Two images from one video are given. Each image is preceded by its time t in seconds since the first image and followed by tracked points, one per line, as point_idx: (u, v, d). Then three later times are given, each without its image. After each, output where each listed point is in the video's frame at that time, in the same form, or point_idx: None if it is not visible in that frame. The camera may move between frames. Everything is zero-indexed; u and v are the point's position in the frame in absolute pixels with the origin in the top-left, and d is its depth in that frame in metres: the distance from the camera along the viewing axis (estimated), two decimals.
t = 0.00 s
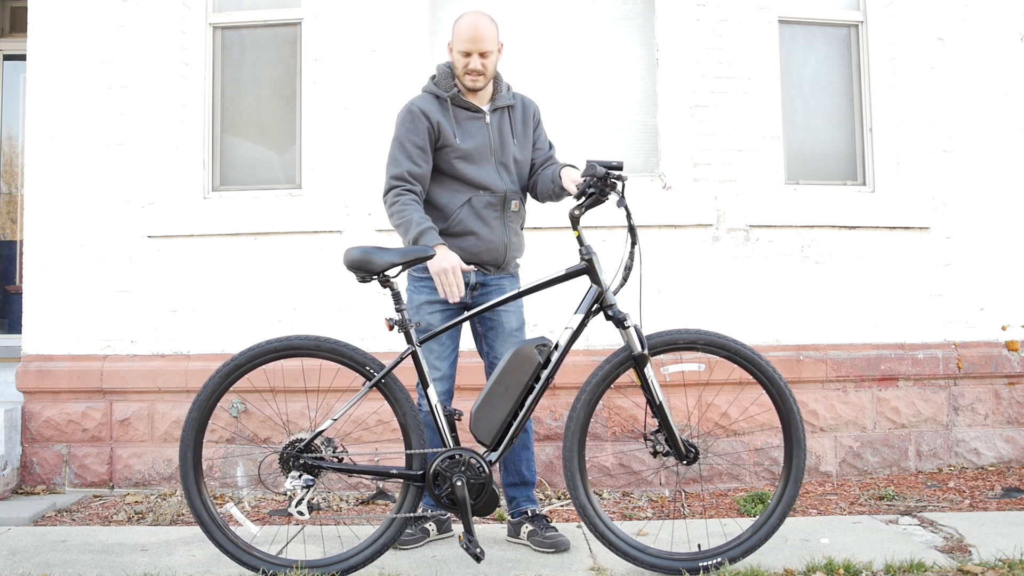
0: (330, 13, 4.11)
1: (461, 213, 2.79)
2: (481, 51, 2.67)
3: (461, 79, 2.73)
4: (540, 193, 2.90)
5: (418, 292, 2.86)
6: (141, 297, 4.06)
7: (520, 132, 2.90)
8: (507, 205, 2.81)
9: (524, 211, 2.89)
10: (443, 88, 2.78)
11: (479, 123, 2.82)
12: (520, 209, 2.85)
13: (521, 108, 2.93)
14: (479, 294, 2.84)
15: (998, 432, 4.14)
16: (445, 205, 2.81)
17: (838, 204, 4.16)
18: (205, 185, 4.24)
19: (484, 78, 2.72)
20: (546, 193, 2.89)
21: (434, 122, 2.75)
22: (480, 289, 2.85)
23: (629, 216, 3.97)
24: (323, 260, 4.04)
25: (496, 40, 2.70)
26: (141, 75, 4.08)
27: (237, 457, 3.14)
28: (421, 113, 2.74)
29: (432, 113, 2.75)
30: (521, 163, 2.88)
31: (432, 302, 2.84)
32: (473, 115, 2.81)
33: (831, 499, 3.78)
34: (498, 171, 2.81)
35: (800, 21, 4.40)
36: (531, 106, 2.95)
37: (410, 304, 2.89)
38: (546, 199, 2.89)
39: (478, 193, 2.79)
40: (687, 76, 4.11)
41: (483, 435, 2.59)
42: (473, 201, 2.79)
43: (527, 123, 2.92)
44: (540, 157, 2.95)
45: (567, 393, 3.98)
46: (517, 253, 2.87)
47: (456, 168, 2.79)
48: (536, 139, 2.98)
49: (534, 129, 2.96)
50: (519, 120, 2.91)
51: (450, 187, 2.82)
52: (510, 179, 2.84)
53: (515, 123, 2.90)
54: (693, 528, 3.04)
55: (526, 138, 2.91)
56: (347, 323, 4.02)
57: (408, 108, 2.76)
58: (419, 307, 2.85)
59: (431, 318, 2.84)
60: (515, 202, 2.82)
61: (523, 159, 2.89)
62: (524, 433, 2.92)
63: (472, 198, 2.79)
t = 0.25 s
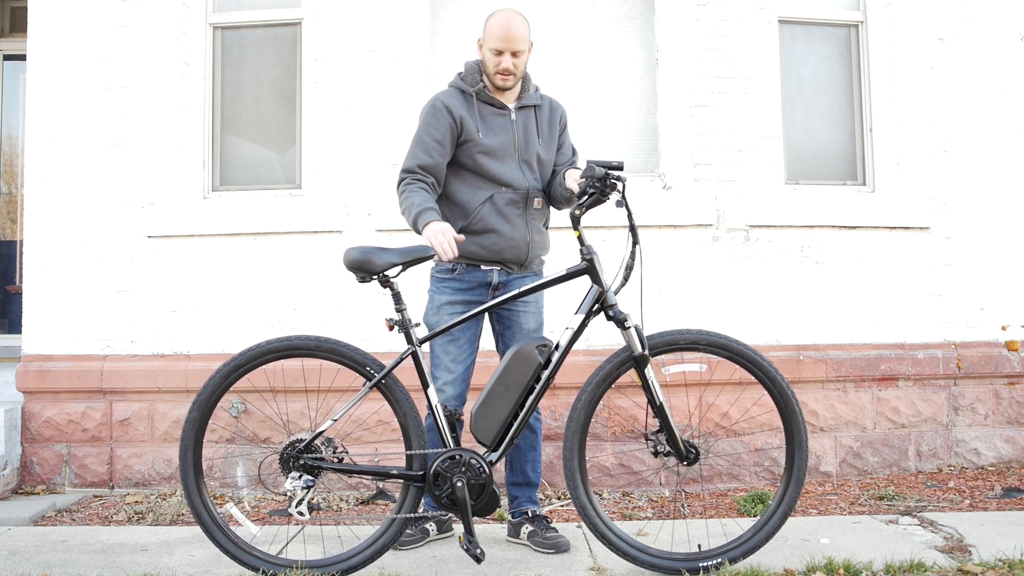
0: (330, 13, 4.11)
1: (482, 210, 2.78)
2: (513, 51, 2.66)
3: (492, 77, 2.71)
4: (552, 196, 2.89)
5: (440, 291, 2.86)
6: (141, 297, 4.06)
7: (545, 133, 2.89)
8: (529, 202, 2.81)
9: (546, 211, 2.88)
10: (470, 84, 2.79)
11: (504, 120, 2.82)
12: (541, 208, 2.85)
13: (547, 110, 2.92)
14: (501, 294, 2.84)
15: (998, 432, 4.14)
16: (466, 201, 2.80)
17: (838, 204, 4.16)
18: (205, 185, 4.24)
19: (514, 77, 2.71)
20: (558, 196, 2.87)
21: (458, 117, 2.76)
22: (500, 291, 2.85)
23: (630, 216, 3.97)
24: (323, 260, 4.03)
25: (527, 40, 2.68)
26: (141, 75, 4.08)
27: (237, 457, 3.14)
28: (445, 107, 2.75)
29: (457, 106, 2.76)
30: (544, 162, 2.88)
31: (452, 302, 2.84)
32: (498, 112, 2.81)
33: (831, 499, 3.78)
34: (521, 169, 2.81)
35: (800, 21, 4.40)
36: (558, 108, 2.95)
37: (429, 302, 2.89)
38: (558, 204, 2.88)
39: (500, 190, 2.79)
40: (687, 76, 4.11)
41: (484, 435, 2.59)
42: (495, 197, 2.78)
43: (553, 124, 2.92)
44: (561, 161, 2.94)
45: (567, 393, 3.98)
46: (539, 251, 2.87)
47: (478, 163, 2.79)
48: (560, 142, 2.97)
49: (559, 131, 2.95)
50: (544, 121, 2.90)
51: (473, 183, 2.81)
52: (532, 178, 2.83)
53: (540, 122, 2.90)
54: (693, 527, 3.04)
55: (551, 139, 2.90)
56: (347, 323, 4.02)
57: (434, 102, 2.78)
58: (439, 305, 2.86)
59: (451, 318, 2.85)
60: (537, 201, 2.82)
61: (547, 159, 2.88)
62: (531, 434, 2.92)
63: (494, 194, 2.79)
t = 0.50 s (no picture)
0: (330, 13, 4.11)
1: (489, 205, 2.77)
2: (522, 67, 2.66)
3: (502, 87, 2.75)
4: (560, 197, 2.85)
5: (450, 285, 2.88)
6: (141, 297, 4.06)
7: (557, 131, 2.88)
8: (537, 198, 2.80)
9: (556, 209, 2.86)
10: (481, 81, 2.80)
11: (514, 118, 2.82)
12: (552, 204, 2.83)
13: (561, 108, 2.91)
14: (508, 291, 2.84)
15: (998, 432, 4.14)
16: (474, 197, 2.81)
17: (838, 204, 4.16)
18: (205, 185, 4.24)
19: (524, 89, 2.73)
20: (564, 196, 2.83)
21: (467, 114, 2.77)
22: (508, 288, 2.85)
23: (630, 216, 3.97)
24: (323, 260, 4.04)
25: (538, 53, 2.67)
26: (141, 75, 4.08)
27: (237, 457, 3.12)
28: (453, 105, 2.78)
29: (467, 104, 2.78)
30: (556, 160, 2.86)
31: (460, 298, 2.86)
32: (509, 110, 2.82)
33: (831, 499, 3.78)
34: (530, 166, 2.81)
35: (800, 21, 4.40)
36: (574, 107, 2.93)
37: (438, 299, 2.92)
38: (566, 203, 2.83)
39: (508, 185, 2.78)
40: (687, 76, 4.11)
41: (484, 436, 2.58)
42: (503, 194, 2.78)
43: (567, 122, 2.90)
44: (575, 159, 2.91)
45: (567, 393, 3.98)
46: (548, 248, 2.85)
47: (487, 159, 2.80)
48: (575, 141, 2.94)
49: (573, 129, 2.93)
50: (558, 119, 2.89)
51: (482, 179, 2.82)
52: (542, 175, 2.82)
53: (553, 121, 2.88)
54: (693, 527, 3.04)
55: (564, 137, 2.88)
56: (347, 323, 4.02)
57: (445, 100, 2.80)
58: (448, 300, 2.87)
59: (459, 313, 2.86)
60: (546, 197, 2.80)
61: (558, 157, 2.86)
62: (536, 438, 2.92)
63: (502, 190, 2.78)
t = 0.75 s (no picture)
0: (330, 13, 4.11)
1: (484, 208, 2.80)
2: (514, 72, 2.63)
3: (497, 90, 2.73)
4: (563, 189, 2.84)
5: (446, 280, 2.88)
6: (141, 297, 4.06)
7: (556, 129, 2.85)
8: (532, 201, 2.79)
9: (553, 211, 2.85)
10: (477, 83, 2.81)
11: (511, 119, 2.81)
12: (548, 206, 2.82)
13: (561, 105, 2.87)
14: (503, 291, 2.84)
15: (998, 432, 4.14)
16: (471, 199, 2.83)
17: (838, 204, 4.16)
18: (205, 185, 4.25)
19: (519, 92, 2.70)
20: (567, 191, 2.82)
21: (463, 118, 2.79)
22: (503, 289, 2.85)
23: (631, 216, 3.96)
24: (323, 261, 4.04)
25: (531, 56, 2.63)
26: (141, 75, 4.08)
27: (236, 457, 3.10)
28: (449, 109, 2.80)
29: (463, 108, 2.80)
30: (554, 159, 2.83)
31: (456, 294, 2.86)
32: (505, 111, 2.81)
33: (831, 499, 3.78)
34: (527, 167, 2.80)
35: (800, 21, 4.40)
36: (576, 103, 2.89)
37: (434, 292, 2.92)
38: (569, 199, 2.81)
39: (503, 188, 2.79)
40: (687, 76, 4.11)
41: (485, 439, 2.59)
42: (498, 196, 2.79)
43: (567, 119, 2.86)
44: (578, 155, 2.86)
45: (567, 393, 3.98)
46: (543, 251, 2.83)
47: (483, 162, 2.81)
48: (578, 136, 2.89)
49: (575, 125, 2.89)
50: (557, 116, 2.85)
51: (478, 182, 2.84)
52: (539, 176, 2.81)
53: (552, 118, 2.85)
54: (693, 527, 3.04)
55: (564, 135, 2.85)
56: (347, 323, 4.02)
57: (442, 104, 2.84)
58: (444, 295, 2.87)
59: (453, 306, 2.85)
60: (541, 199, 2.79)
61: (557, 155, 2.83)
62: (536, 442, 2.92)
63: (498, 193, 2.79)
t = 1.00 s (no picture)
0: (330, 13, 4.11)
1: (460, 222, 2.81)
2: (461, 83, 2.56)
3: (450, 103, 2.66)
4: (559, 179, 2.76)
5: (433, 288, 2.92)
6: (141, 297, 4.06)
7: (522, 129, 2.80)
8: (507, 209, 2.79)
9: (531, 213, 2.83)
10: (436, 99, 2.76)
11: (475, 128, 2.76)
12: (523, 212, 2.80)
13: (523, 103, 2.81)
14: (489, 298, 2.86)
15: (998, 432, 4.14)
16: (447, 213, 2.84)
17: (838, 204, 4.16)
18: (205, 185, 4.24)
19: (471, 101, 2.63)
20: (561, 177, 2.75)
21: (426, 137, 2.76)
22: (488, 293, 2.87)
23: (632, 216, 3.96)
24: (323, 261, 4.04)
25: (473, 64, 2.55)
26: (141, 75, 4.08)
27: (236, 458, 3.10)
28: (412, 130, 2.77)
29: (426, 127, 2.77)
30: (524, 161, 2.79)
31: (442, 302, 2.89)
32: (468, 122, 2.76)
33: (831, 499, 3.78)
34: (496, 175, 2.78)
35: (800, 21, 4.40)
36: (537, 98, 2.83)
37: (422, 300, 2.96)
38: (563, 188, 2.75)
39: (477, 199, 2.79)
40: (687, 76, 4.11)
41: (487, 440, 2.59)
42: (473, 208, 2.79)
43: (530, 117, 2.81)
44: (557, 148, 2.79)
45: (567, 393, 3.98)
46: (524, 256, 2.84)
47: (454, 177, 2.80)
48: (546, 129, 2.84)
49: (541, 120, 2.84)
50: (520, 116, 2.81)
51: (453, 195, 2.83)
52: (511, 183, 2.78)
53: (516, 119, 2.80)
54: (694, 527, 3.04)
55: (529, 134, 2.81)
56: (348, 324, 4.02)
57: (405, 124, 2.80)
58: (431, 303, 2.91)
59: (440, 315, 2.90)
60: (516, 207, 2.78)
61: (527, 156, 2.79)
62: (535, 442, 2.90)
63: (472, 205, 2.79)
